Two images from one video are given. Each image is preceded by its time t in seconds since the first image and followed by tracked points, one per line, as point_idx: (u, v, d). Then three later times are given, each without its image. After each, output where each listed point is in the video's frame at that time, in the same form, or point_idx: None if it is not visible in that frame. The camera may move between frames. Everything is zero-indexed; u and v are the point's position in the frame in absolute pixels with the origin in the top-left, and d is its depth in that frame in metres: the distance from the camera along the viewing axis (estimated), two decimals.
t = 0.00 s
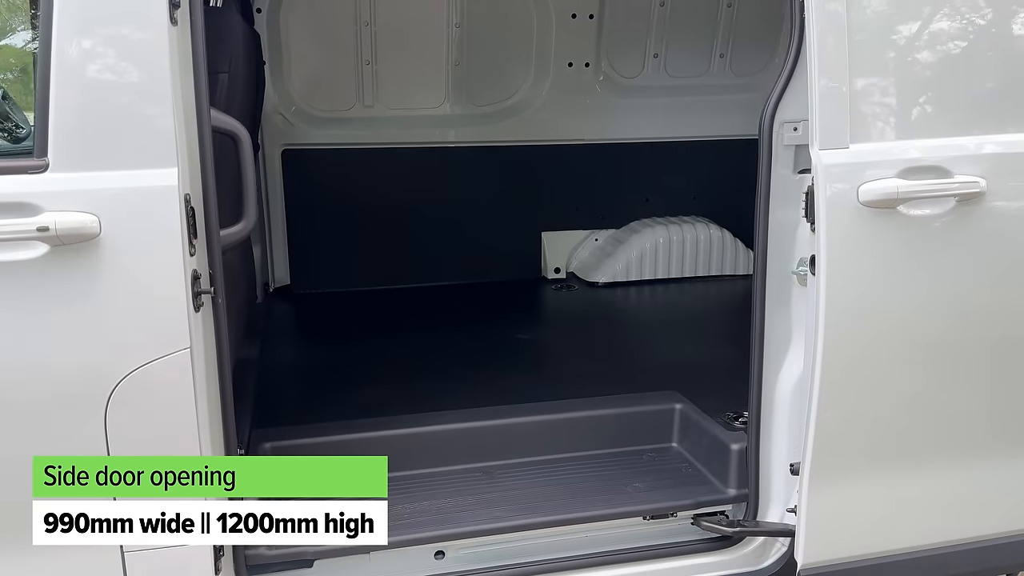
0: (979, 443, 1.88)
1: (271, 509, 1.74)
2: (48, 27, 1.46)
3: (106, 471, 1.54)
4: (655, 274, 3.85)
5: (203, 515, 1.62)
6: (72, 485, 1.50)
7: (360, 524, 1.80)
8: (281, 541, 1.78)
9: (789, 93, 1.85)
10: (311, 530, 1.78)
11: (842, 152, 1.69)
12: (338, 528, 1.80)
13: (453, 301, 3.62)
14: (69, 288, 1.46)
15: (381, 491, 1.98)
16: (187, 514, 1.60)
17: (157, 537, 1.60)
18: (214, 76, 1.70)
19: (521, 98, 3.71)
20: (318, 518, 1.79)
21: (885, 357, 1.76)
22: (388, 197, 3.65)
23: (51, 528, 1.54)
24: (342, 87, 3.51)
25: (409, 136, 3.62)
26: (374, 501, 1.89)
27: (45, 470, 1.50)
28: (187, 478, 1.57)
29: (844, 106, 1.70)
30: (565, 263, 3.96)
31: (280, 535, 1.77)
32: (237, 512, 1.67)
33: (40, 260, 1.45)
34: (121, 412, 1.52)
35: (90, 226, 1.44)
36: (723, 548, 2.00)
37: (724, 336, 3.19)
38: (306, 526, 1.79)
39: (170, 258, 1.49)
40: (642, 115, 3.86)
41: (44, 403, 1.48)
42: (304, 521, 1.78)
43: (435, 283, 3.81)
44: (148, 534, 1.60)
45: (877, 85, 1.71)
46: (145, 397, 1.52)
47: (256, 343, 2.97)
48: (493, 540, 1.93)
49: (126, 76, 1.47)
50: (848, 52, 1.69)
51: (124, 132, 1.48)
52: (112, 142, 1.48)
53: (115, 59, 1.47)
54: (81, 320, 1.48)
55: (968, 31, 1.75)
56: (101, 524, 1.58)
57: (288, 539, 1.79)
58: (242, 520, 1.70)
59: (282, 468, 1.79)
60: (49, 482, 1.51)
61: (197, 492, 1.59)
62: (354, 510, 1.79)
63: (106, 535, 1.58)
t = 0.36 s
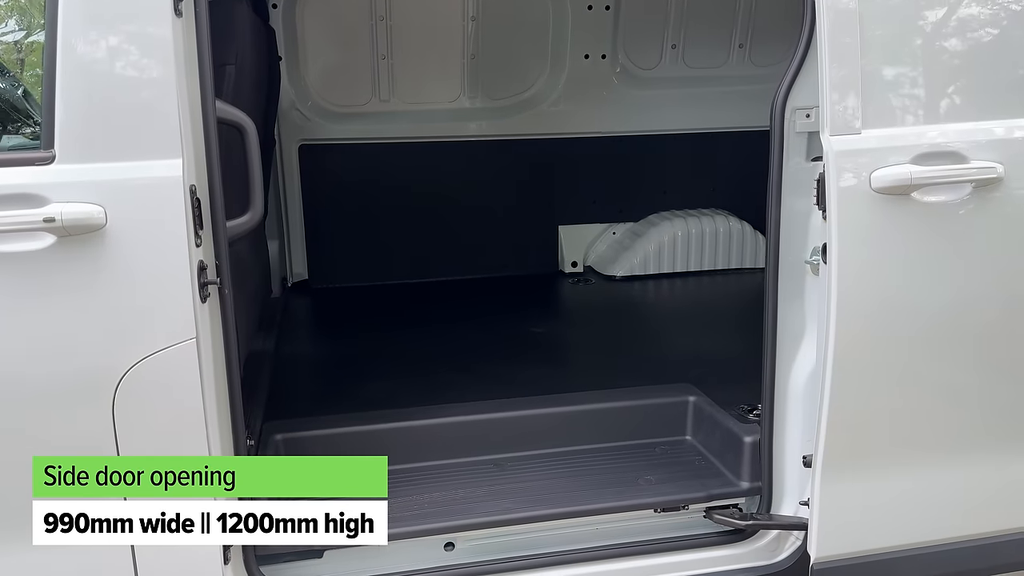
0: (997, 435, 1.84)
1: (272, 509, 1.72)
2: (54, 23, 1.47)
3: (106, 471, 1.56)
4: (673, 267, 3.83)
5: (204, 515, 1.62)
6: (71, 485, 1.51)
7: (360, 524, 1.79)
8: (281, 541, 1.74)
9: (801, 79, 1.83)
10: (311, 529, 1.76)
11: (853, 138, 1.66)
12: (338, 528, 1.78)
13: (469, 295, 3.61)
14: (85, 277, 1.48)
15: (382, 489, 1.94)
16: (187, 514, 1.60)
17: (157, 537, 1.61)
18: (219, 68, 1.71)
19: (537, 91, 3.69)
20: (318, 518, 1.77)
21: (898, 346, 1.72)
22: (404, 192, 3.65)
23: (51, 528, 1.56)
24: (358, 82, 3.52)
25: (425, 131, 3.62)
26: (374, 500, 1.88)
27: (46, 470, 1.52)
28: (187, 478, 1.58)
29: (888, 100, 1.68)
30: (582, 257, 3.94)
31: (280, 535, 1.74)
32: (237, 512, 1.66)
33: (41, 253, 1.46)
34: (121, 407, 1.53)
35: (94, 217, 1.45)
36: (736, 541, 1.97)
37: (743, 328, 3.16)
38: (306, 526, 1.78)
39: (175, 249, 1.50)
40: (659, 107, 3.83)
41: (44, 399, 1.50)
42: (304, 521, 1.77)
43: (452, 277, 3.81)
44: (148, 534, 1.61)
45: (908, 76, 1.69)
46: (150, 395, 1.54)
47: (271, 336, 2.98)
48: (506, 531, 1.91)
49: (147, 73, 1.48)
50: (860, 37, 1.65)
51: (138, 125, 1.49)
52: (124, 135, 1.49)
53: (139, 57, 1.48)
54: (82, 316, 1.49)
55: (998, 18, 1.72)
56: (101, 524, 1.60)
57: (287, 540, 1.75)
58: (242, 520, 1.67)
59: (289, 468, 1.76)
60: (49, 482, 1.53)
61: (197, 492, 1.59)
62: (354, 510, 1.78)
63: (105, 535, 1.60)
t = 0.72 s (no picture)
0: (1009, 433, 1.82)
1: (272, 509, 1.73)
2: (62, 30, 1.49)
3: (106, 471, 1.57)
4: (686, 265, 3.81)
5: (204, 515, 1.63)
6: (71, 485, 1.53)
7: (360, 523, 1.80)
8: (282, 541, 1.75)
9: (808, 74, 1.81)
10: (311, 529, 1.77)
11: (860, 134, 1.64)
12: (338, 527, 1.79)
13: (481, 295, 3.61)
14: (96, 281, 1.49)
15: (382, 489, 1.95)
16: (187, 515, 1.62)
17: (159, 538, 1.62)
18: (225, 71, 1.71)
19: (548, 90, 3.69)
20: (318, 518, 1.78)
21: (908, 344, 1.71)
22: (415, 193, 3.66)
23: (50, 528, 1.58)
24: (368, 83, 3.53)
25: (438, 131, 3.63)
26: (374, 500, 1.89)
27: (46, 470, 1.54)
28: (187, 478, 1.59)
29: (905, 95, 1.67)
30: (594, 256, 3.92)
31: (280, 535, 1.74)
32: (237, 512, 1.66)
33: (45, 258, 1.48)
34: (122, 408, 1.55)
35: (103, 220, 1.47)
36: (747, 542, 1.96)
37: (757, 327, 3.14)
38: (306, 526, 1.78)
39: (179, 254, 1.51)
40: (671, 104, 3.81)
41: (44, 401, 1.51)
42: (304, 521, 1.78)
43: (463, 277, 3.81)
44: (147, 534, 1.62)
45: (927, 71, 1.67)
46: (155, 398, 1.55)
47: (284, 337, 3.00)
48: (517, 530, 1.91)
49: (161, 77, 1.50)
50: (867, 33, 1.64)
51: (148, 132, 1.50)
52: (133, 141, 1.50)
53: (154, 61, 1.49)
54: (82, 318, 1.50)
55: (1018, 10, 1.70)
56: (101, 524, 1.61)
57: (287, 539, 1.76)
58: (242, 520, 1.68)
59: (294, 469, 1.76)
60: (48, 482, 1.55)
61: (197, 491, 1.60)
62: (354, 510, 1.79)
63: (105, 535, 1.61)
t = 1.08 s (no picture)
0: (1010, 431, 1.82)
1: (272, 509, 1.73)
2: (64, 39, 1.50)
3: (106, 471, 1.58)
4: (687, 265, 3.81)
5: (203, 515, 1.63)
6: (71, 485, 1.54)
7: (360, 523, 1.80)
8: (281, 541, 1.76)
9: (805, 75, 1.82)
10: (311, 529, 1.79)
11: (858, 134, 1.64)
12: (338, 527, 1.80)
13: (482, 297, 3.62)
14: (100, 288, 1.51)
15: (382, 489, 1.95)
16: (187, 515, 1.63)
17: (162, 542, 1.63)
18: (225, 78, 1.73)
19: (548, 91, 3.70)
20: (318, 518, 1.80)
21: (909, 343, 1.71)
22: (416, 196, 3.67)
23: (50, 528, 1.58)
24: (369, 86, 3.54)
25: (439, 134, 3.64)
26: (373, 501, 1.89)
27: (46, 470, 1.55)
28: (187, 478, 1.60)
29: (906, 92, 1.67)
30: (596, 257, 3.93)
31: (280, 535, 1.75)
32: (237, 511, 1.66)
33: (46, 265, 1.49)
34: (121, 412, 1.55)
35: (107, 228, 1.48)
36: (749, 540, 1.96)
37: (759, 326, 3.14)
38: (306, 526, 1.80)
39: (181, 260, 1.52)
40: (671, 104, 3.81)
41: (44, 405, 1.52)
42: (304, 521, 1.79)
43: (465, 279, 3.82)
44: (148, 534, 1.64)
45: (927, 68, 1.67)
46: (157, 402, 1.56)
47: (287, 341, 3.01)
48: (520, 532, 1.91)
49: (163, 83, 1.51)
50: (864, 33, 1.64)
51: (152, 138, 1.51)
52: (136, 146, 1.51)
53: (156, 68, 1.50)
54: (83, 323, 1.51)
55: (1019, 6, 1.70)
56: (101, 524, 1.62)
57: (288, 539, 1.78)
58: (242, 520, 1.68)
59: (295, 468, 1.76)
60: (48, 483, 1.55)
61: (197, 491, 1.60)
62: (354, 510, 1.79)
63: (105, 535, 1.62)
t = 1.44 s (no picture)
0: (1008, 428, 1.82)
1: (272, 509, 1.71)
2: (52, 43, 1.48)
3: (106, 471, 1.56)
4: (680, 266, 3.81)
5: (204, 515, 1.63)
6: (71, 485, 1.52)
7: (359, 524, 1.79)
8: (281, 541, 1.74)
9: (798, 74, 1.82)
10: (311, 530, 1.77)
11: (851, 133, 1.65)
12: (338, 528, 1.79)
13: (477, 300, 3.61)
14: (93, 295, 1.49)
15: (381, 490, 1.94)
16: (187, 515, 1.62)
17: (160, 550, 1.62)
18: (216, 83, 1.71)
19: (538, 94, 3.69)
20: (318, 518, 1.78)
21: (904, 342, 1.71)
22: (409, 199, 3.66)
23: (50, 528, 1.57)
24: (359, 91, 3.53)
25: (430, 138, 3.63)
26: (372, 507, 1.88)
27: (46, 470, 1.53)
28: (187, 478, 1.59)
29: (894, 91, 1.67)
30: (588, 259, 3.94)
31: (280, 535, 1.73)
32: (237, 512, 1.66)
33: (38, 274, 1.47)
34: (116, 419, 1.54)
35: (97, 235, 1.46)
36: (747, 541, 1.96)
37: (753, 327, 3.13)
38: (306, 526, 1.78)
39: (174, 266, 1.51)
40: (662, 106, 3.81)
41: (39, 412, 1.51)
42: (304, 521, 1.77)
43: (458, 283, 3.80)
44: (147, 534, 1.62)
45: (913, 67, 1.68)
46: (153, 410, 1.55)
47: (281, 348, 2.99)
48: (519, 537, 1.91)
49: (151, 89, 1.49)
50: (856, 32, 1.64)
51: (143, 144, 1.50)
52: (127, 153, 1.50)
53: (144, 74, 1.49)
54: (77, 329, 1.50)
55: (1003, 5, 1.71)
56: (101, 523, 1.60)
57: (287, 539, 1.75)
58: (242, 520, 1.67)
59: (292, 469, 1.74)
60: (49, 482, 1.53)
61: (197, 491, 1.59)
62: (354, 510, 1.78)
63: (106, 534, 1.61)
